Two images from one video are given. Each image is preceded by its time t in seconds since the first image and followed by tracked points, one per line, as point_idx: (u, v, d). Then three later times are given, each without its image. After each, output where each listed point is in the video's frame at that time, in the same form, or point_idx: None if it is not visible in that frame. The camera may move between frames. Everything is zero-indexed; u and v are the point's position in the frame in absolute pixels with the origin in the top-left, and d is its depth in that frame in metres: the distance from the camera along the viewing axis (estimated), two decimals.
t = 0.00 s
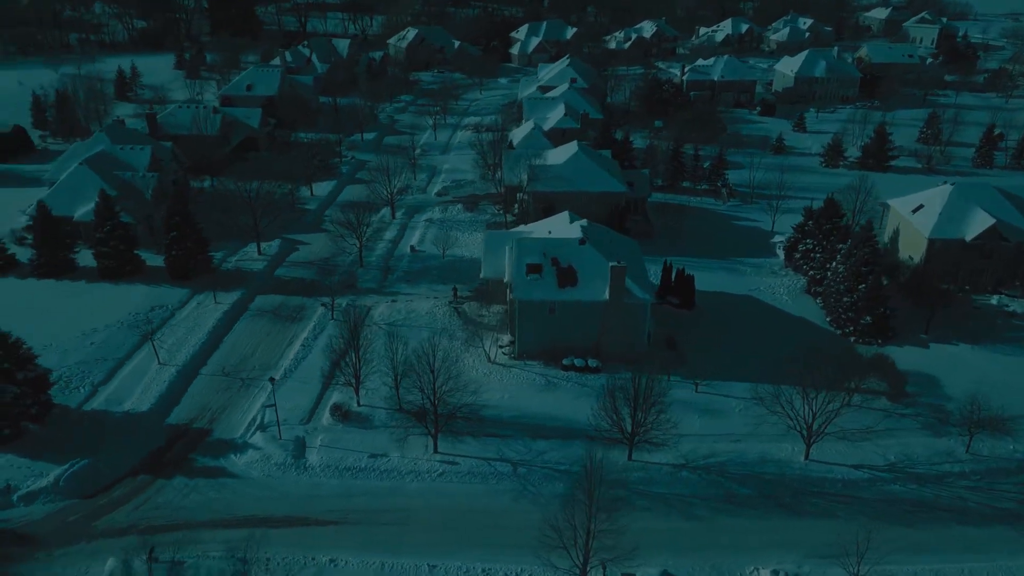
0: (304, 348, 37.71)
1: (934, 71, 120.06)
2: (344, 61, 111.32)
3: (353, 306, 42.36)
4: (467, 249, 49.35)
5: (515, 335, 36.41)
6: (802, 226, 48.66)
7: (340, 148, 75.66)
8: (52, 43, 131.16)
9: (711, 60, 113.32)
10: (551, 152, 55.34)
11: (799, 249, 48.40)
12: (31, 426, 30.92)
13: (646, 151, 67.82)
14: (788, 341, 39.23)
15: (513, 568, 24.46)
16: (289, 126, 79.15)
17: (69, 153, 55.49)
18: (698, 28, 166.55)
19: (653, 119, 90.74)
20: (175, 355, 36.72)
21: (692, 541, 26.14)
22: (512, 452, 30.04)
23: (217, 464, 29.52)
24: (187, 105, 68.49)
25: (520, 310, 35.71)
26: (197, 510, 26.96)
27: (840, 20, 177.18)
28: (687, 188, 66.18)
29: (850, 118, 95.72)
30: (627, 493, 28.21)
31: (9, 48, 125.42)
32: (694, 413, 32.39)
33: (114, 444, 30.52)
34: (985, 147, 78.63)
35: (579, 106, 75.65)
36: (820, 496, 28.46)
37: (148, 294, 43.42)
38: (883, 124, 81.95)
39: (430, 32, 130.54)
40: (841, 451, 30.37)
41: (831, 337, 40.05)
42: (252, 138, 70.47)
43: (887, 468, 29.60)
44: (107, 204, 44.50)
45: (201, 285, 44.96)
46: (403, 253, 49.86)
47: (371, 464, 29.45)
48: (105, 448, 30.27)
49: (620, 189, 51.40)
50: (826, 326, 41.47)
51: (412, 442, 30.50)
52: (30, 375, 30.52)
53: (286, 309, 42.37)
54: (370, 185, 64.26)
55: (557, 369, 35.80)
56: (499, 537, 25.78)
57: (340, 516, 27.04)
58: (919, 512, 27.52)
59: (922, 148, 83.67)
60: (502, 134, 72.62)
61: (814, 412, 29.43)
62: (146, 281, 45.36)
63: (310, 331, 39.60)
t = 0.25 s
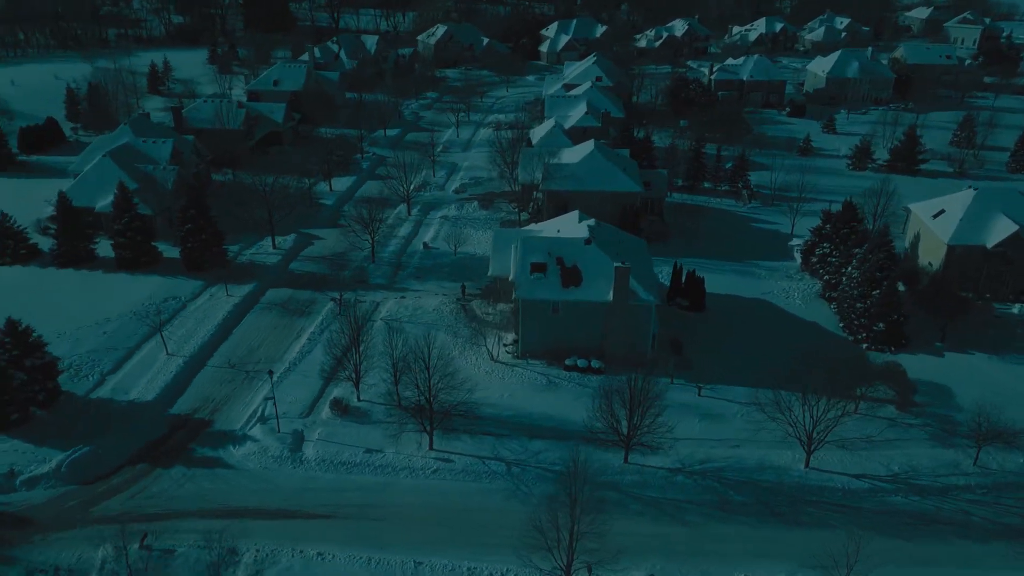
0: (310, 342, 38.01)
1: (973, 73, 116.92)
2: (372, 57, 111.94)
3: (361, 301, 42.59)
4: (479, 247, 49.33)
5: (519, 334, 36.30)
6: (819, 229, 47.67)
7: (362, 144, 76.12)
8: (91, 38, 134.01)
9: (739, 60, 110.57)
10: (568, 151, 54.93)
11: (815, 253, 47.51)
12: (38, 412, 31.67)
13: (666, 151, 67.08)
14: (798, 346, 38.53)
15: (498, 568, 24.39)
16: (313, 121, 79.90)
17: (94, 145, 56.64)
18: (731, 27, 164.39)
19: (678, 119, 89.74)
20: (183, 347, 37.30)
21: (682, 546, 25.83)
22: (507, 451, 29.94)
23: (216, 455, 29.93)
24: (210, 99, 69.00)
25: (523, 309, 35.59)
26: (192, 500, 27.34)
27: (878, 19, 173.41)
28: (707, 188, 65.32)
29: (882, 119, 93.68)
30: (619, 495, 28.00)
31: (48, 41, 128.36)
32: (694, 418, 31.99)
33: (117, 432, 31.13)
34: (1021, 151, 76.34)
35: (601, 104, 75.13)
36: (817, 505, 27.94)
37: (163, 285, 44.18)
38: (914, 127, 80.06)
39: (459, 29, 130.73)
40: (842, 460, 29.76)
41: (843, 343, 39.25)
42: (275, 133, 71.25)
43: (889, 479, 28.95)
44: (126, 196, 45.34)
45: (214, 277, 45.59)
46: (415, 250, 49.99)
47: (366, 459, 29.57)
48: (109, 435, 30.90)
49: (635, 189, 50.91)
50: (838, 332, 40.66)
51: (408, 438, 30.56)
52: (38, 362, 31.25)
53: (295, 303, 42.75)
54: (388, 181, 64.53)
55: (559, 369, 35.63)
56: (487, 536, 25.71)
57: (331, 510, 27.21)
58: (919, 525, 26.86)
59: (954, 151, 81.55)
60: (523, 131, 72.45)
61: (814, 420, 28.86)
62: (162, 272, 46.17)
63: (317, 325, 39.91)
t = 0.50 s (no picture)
0: (314, 336, 38.26)
1: (1010, 74, 113.84)
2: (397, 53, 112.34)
3: (368, 297, 42.77)
4: (488, 244, 49.29)
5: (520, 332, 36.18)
6: (834, 232, 46.72)
7: (382, 140, 76.48)
8: (125, 33, 136.45)
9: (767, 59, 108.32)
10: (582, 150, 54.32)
11: (830, 256, 46.64)
12: (44, 400, 32.31)
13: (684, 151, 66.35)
14: (805, 351, 37.93)
15: (482, 566, 24.34)
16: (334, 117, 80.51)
17: (116, 138, 57.68)
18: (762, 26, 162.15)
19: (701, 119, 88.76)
20: (190, 338, 37.80)
21: (670, 551, 25.52)
22: (502, 450, 29.86)
23: (213, 446, 30.28)
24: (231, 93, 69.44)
25: (524, 307, 35.46)
26: (186, 491, 27.69)
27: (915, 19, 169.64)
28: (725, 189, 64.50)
29: (912, 121, 91.66)
30: (610, 497, 27.79)
31: (84, 35, 130.89)
32: (692, 421, 31.66)
33: (119, 421, 31.66)
34: None
35: (621, 102, 74.51)
36: (813, 512, 27.43)
37: (175, 277, 44.84)
38: (943, 129, 78.24)
39: (486, 26, 130.70)
40: (841, 467, 29.23)
41: (851, 348, 38.51)
42: (295, 128, 71.89)
43: (889, 488, 28.32)
44: (141, 189, 46.07)
45: (225, 270, 46.13)
46: (425, 246, 50.08)
47: (361, 454, 29.68)
48: (111, 424, 31.44)
49: (648, 188, 50.40)
50: (848, 337, 39.88)
51: (403, 435, 30.62)
52: (44, 350, 31.87)
53: (303, 297, 43.08)
54: (404, 177, 64.74)
55: (560, 369, 35.46)
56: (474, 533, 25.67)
57: (322, 504, 27.36)
58: (916, 536, 26.23)
59: (985, 154, 79.49)
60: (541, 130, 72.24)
61: (812, 426, 28.35)
62: (175, 264, 46.87)
63: (323, 319, 40.20)
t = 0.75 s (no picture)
0: (317, 330, 38.49)
1: None
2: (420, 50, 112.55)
3: (373, 292, 42.92)
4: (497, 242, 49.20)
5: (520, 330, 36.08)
6: (847, 235, 45.85)
7: (399, 136, 76.70)
8: (156, 28, 138.48)
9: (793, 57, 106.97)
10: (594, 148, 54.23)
11: (842, 259, 45.81)
12: (49, 387, 32.92)
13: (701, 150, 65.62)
14: (810, 355, 37.32)
15: (465, 565, 24.29)
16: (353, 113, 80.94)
17: (135, 131, 58.56)
18: (791, 24, 159.85)
19: (722, 118, 87.74)
20: (194, 330, 38.24)
21: (657, 554, 25.27)
22: (494, 448, 29.77)
23: (210, 436, 30.61)
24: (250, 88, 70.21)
25: (524, 305, 35.33)
26: (179, 480, 28.03)
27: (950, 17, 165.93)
28: (742, 190, 63.71)
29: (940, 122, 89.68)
30: (600, 498, 27.59)
31: (115, 29, 133.03)
32: (688, 423, 31.34)
33: (121, 410, 32.16)
34: None
35: (639, 100, 73.88)
36: (806, 519, 26.97)
37: (185, 269, 45.43)
38: (970, 131, 76.46)
39: (510, 23, 130.46)
40: (837, 473, 28.75)
41: (858, 353, 37.81)
42: (314, 123, 72.38)
43: (885, 497, 27.76)
44: (154, 182, 46.72)
45: (235, 263, 46.61)
46: (434, 242, 50.12)
47: (354, 448, 29.77)
48: (112, 412, 31.95)
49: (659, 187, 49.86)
50: (856, 341, 39.15)
51: (397, 430, 30.66)
52: (49, 339, 32.45)
53: (310, 292, 43.36)
54: (419, 173, 64.88)
55: (559, 368, 35.29)
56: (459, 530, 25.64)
57: (311, 497, 27.51)
58: (911, 547, 25.68)
59: (1015, 157, 77.51)
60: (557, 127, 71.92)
61: (808, 431, 27.88)
62: (187, 256, 47.48)
63: (327, 314, 40.45)
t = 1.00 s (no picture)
0: (321, 324, 38.75)
1: None
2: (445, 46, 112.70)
3: (380, 288, 43.04)
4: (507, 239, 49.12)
5: (522, 328, 35.96)
6: (862, 238, 44.85)
7: (419, 133, 76.93)
8: (188, 23, 140.49)
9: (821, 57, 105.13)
10: (608, 147, 53.82)
11: (856, 263, 44.83)
12: (56, 375, 33.56)
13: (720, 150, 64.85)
14: (817, 359, 36.70)
15: (452, 561, 24.29)
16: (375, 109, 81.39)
17: (155, 125, 59.47)
18: (823, 23, 157.29)
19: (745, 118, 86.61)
20: (202, 321, 38.73)
21: (644, 558, 25.04)
22: (488, 446, 29.72)
23: (209, 427, 30.98)
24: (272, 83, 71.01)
25: (526, 303, 35.21)
26: (175, 469, 28.41)
27: (989, 17, 161.84)
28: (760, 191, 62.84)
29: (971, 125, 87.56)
30: (591, 499, 27.44)
31: (149, 24, 135.21)
32: (686, 426, 30.99)
33: (124, 398, 32.71)
34: None
35: (660, 99, 73.22)
36: (800, 526, 26.53)
37: (198, 261, 46.03)
38: (1000, 134, 74.57)
39: (536, 20, 130.15)
40: (834, 481, 28.24)
41: (867, 358, 37.08)
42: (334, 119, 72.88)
43: (883, 506, 27.21)
44: (169, 175, 47.39)
45: (247, 257, 47.14)
46: (444, 239, 50.15)
47: (348, 443, 29.91)
48: (115, 401, 32.47)
49: (672, 187, 49.37)
50: (866, 346, 38.40)
51: (394, 426, 30.73)
52: (57, 327, 33.11)
53: (318, 286, 43.67)
54: (435, 169, 64.94)
55: (559, 367, 35.14)
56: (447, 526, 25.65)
57: (303, 490, 27.68)
58: (907, 558, 25.13)
59: None
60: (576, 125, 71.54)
61: (804, 437, 27.42)
62: (200, 248, 48.12)
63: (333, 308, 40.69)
